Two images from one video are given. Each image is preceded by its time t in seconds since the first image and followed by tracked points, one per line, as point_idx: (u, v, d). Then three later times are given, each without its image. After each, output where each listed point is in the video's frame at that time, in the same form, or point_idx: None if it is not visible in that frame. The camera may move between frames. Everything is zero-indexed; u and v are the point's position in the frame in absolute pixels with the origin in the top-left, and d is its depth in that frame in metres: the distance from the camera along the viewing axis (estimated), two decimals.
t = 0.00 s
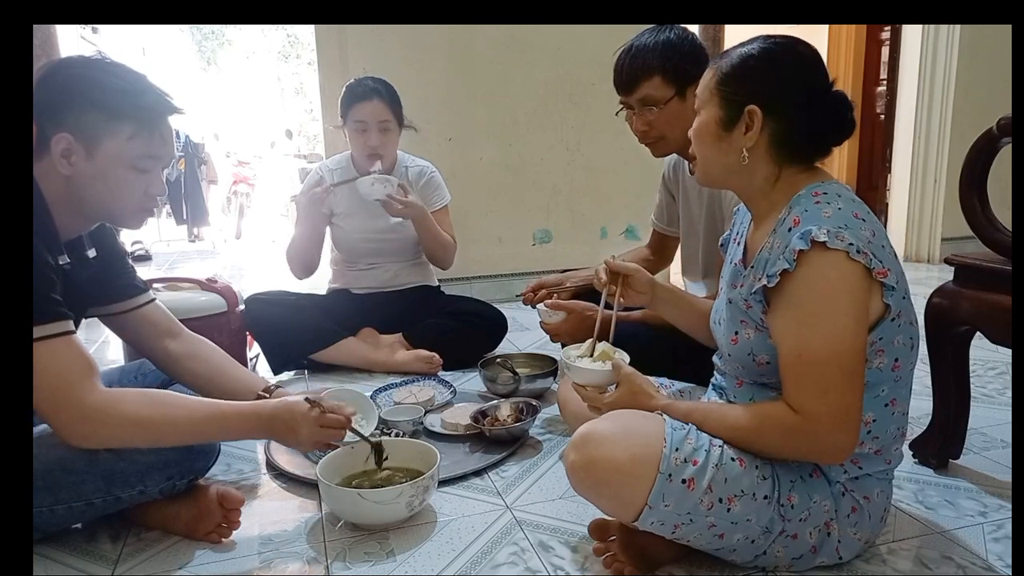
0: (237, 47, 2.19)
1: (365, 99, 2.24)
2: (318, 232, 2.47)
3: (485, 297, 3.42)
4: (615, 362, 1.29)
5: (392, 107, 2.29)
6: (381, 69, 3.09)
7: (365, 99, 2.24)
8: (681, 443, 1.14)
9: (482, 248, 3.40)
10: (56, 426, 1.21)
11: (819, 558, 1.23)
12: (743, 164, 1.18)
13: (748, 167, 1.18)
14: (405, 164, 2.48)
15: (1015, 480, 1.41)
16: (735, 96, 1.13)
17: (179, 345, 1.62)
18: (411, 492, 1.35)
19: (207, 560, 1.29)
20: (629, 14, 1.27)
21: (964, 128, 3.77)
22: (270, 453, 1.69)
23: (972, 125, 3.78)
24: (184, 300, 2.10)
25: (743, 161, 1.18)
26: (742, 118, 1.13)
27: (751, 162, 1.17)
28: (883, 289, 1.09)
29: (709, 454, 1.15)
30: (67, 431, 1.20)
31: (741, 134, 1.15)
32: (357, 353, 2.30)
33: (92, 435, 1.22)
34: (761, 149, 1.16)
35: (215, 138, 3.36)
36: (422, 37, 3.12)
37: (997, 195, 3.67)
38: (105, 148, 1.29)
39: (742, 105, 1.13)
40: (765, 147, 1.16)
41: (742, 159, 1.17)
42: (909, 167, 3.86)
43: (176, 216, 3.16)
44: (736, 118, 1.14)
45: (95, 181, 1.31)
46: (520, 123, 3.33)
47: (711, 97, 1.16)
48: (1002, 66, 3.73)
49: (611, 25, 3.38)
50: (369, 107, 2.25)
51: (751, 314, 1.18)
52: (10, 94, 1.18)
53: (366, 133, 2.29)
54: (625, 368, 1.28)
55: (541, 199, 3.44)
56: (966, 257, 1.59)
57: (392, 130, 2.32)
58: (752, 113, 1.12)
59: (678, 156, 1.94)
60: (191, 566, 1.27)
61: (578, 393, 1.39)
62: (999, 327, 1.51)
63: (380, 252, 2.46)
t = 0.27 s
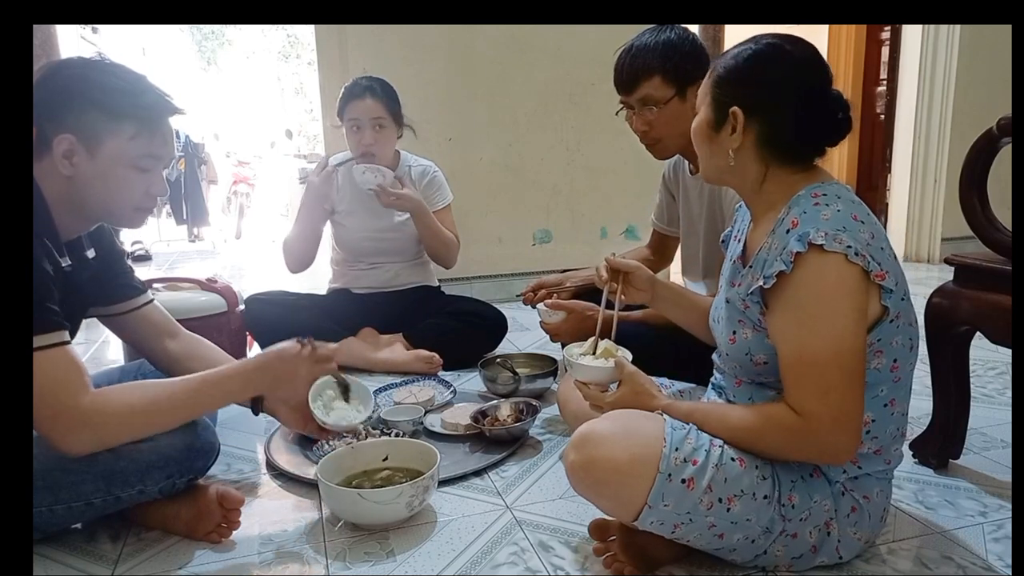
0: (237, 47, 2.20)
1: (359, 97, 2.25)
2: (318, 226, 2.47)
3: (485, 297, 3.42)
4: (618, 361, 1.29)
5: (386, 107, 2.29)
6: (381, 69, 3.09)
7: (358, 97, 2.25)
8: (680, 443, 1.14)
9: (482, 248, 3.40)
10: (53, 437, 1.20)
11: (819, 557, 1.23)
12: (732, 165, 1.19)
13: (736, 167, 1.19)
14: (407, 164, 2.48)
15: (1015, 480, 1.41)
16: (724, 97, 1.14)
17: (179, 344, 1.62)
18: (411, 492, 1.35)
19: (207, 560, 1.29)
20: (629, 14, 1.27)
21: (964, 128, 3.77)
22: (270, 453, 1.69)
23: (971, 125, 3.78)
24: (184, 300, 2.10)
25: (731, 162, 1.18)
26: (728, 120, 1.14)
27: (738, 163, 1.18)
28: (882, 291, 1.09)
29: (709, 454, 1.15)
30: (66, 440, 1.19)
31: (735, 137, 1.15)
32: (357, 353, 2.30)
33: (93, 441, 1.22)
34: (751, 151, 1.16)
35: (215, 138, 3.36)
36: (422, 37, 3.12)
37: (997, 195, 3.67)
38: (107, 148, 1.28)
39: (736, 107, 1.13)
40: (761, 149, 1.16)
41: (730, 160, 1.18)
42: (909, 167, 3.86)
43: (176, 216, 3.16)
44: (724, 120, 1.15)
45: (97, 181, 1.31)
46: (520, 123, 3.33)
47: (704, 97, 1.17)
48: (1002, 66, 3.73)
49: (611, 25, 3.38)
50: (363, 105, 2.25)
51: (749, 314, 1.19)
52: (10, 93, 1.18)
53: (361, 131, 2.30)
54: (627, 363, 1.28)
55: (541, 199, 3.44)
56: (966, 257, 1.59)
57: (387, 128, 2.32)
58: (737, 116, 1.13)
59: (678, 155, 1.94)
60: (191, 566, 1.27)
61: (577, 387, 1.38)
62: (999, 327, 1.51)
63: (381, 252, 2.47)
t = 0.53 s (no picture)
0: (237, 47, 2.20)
1: (359, 95, 2.25)
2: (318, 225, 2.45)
3: (485, 297, 3.42)
4: (620, 358, 1.29)
5: (388, 103, 2.29)
6: (381, 69, 3.09)
7: (359, 94, 2.25)
8: (680, 442, 1.14)
9: (482, 248, 3.41)
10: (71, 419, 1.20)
11: (818, 557, 1.23)
12: (728, 164, 1.19)
13: (733, 167, 1.19)
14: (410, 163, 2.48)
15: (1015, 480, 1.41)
16: (720, 96, 1.15)
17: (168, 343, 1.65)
18: (411, 492, 1.35)
19: (208, 560, 1.29)
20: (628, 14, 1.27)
21: (963, 127, 3.77)
22: (270, 453, 1.69)
23: (971, 125, 3.78)
24: (184, 300, 2.09)
25: (727, 161, 1.19)
26: (722, 120, 1.15)
27: (734, 162, 1.18)
28: (883, 294, 1.09)
29: (709, 453, 1.15)
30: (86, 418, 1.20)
31: (735, 138, 1.15)
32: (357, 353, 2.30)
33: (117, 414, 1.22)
34: (748, 151, 1.17)
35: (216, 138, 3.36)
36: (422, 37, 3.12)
37: (997, 194, 3.67)
38: (111, 147, 1.29)
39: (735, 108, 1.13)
40: (762, 151, 1.16)
41: (726, 159, 1.18)
42: (909, 167, 3.86)
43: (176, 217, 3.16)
44: (719, 119, 1.16)
45: (100, 182, 1.32)
46: (520, 123, 3.33)
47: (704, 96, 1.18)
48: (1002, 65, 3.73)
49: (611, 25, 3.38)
50: (364, 103, 2.25)
51: (749, 316, 1.19)
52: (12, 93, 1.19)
53: (365, 130, 2.29)
54: (630, 360, 1.28)
55: (541, 199, 3.44)
56: (966, 257, 1.59)
57: (389, 122, 2.31)
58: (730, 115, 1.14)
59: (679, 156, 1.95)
60: (190, 566, 1.27)
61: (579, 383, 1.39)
62: (998, 327, 1.51)
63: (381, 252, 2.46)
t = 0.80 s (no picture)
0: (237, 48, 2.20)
1: (359, 90, 2.26)
2: (316, 233, 2.44)
3: (485, 297, 3.42)
4: (621, 358, 1.31)
5: (385, 96, 2.31)
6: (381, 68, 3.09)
7: (358, 91, 2.26)
8: (680, 442, 1.14)
9: (481, 248, 3.40)
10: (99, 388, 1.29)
11: (818, 557, 1.23)
12: (730, 165, 1.19)
13: (735, 168, 1.19)
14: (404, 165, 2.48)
15: (1015, 480, 1.41)
16: (721, 97, 1.15)
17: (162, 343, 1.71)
18: (411, 492, 1.35)
19: (207, 559, 1.29)
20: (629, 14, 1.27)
21: (963, 128, 3.77)
22: (270, 453, 1.69)
23: (971, 125, 3.78)
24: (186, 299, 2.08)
25: (729, 162, 1.19)
26: (723, 121, 1.15)
27: (736, 163, 1.19)
28: (883, 294, 1.09)
29: (709, 453, 1.15)
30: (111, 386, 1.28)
31: (738, 139, 1.16)
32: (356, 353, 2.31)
33: (144, 374, 1.30)
34: (750, 151, 1.17)
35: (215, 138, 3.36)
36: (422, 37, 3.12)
37: (997, 194, 3.67)
38: (123, 145, 1.36)
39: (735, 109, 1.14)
40: (764, 151, 1.16)
41: (728, 160, 1.19)
42: (909, 167, 3.86)
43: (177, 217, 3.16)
44: (721, 120, 1.16)
45: (111, 178, 1.38)
46: (520, 123, 3.33)
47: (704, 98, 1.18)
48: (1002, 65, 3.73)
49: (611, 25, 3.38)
50: (364, 97, 2.26)
51: (750, 315, 1.19)
52: (9, 93, 1.20)
53: (365, 125, 2.29)
54: (631, 360, 1.31)
55: (540, 199, 3.44)
56: (966, 257, 1.59)
57: (388, 118, 2.33)
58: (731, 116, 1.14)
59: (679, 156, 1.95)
60: (190, 565, 1.27)
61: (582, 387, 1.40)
62: (999, 327, 1.51)
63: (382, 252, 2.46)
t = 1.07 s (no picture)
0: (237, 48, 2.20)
1: (352, 88, 2.24)
2: (311, 236, 2.42)
3: (485, 297, 3.42)
4: (621, 358, 1.32)
5: (376, 94, 2.29)
6: (381, 68, 3.09)
7: (349, 88, 2.24)
8: (680, 441, 1.14)
9: (481, 248, 3.41)
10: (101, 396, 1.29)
11: (819, 557, 1.23)
12: (729, 165, 1.19)
13: (735, 168, 1.20)
14: (394, 164, 2.44)
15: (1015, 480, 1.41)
16: (720, 98, 1.15)
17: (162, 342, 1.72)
18: (411, 492, 1.35)
19: (208, 560, 1.29)
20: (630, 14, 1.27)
21: (963, 127, 3.77)
22: (270, 453, 1.69)
23: (971, 125, 3.78)
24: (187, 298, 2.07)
25: (728, 162, 1.19)
26: (721, 121, 1.16)
27: (736, 163, 1.19)
28: (882, 294, 1.08)
29: (709, 452, 1.15)
30: (113, 395, 1.29)
31: (736, 140, 1.16)
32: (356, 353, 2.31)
33: (153, 380, 1.31)
34: (750, 151, 1.17)
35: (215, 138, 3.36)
36: (422, 37, 3.11)
37: (997, 194, 3.67)
38: (142, 147, 1.35)
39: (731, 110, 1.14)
40: (761, 152, 1.16)
41: (726, 160, 1.19)
42: (909, 167, 3.86)
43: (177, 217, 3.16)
44: (719, 120, 1.16)
45: (127, 181, 1.36)
46: (520, 123, 3.33)
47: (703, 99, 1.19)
48: (1002, 65, 3.73)
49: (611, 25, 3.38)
50: (357, 95, 2.24)
51: (748, 314, 1.19)
52: (10, 94, 1.21)
53: (357, 124, 2.26)
54: (631, 361, 1.31)
55: (540, 199, 3.44)
56: (966, 257, 1.59)
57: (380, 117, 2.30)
58: (729, 116, 1.14)
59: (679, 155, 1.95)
60: (191, 566, 1.27)
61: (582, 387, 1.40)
62: (999, 327, 1.51)
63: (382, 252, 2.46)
